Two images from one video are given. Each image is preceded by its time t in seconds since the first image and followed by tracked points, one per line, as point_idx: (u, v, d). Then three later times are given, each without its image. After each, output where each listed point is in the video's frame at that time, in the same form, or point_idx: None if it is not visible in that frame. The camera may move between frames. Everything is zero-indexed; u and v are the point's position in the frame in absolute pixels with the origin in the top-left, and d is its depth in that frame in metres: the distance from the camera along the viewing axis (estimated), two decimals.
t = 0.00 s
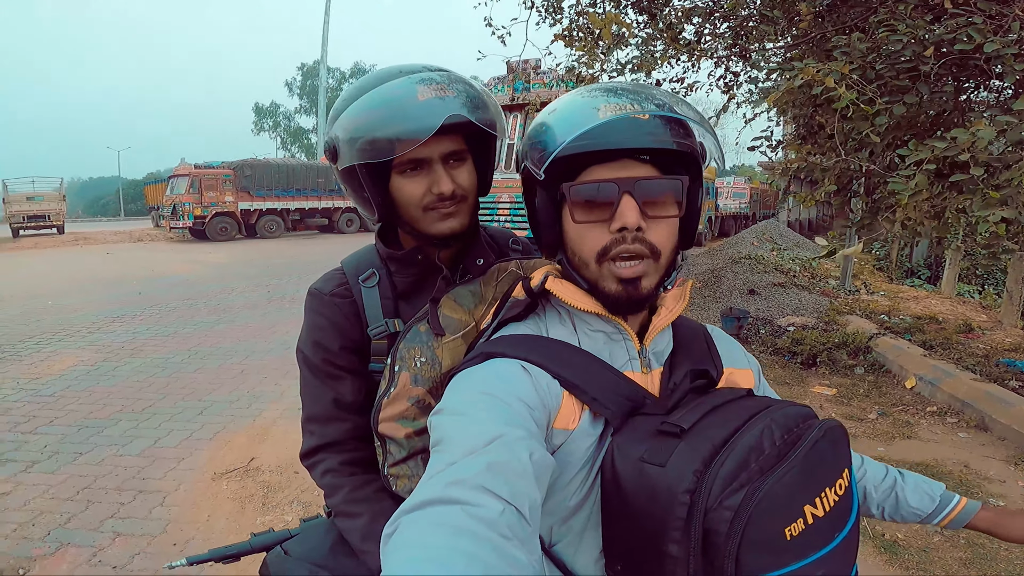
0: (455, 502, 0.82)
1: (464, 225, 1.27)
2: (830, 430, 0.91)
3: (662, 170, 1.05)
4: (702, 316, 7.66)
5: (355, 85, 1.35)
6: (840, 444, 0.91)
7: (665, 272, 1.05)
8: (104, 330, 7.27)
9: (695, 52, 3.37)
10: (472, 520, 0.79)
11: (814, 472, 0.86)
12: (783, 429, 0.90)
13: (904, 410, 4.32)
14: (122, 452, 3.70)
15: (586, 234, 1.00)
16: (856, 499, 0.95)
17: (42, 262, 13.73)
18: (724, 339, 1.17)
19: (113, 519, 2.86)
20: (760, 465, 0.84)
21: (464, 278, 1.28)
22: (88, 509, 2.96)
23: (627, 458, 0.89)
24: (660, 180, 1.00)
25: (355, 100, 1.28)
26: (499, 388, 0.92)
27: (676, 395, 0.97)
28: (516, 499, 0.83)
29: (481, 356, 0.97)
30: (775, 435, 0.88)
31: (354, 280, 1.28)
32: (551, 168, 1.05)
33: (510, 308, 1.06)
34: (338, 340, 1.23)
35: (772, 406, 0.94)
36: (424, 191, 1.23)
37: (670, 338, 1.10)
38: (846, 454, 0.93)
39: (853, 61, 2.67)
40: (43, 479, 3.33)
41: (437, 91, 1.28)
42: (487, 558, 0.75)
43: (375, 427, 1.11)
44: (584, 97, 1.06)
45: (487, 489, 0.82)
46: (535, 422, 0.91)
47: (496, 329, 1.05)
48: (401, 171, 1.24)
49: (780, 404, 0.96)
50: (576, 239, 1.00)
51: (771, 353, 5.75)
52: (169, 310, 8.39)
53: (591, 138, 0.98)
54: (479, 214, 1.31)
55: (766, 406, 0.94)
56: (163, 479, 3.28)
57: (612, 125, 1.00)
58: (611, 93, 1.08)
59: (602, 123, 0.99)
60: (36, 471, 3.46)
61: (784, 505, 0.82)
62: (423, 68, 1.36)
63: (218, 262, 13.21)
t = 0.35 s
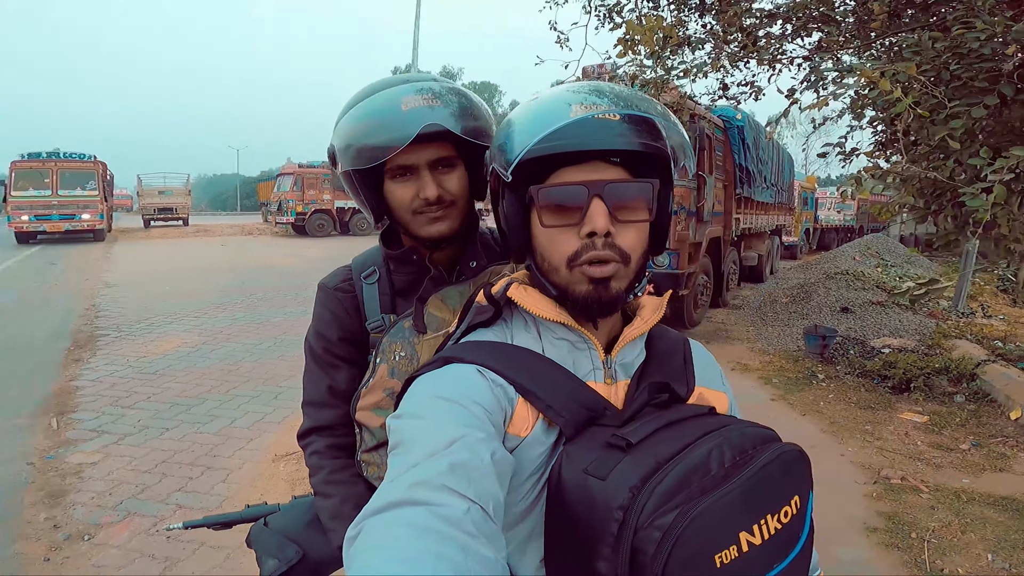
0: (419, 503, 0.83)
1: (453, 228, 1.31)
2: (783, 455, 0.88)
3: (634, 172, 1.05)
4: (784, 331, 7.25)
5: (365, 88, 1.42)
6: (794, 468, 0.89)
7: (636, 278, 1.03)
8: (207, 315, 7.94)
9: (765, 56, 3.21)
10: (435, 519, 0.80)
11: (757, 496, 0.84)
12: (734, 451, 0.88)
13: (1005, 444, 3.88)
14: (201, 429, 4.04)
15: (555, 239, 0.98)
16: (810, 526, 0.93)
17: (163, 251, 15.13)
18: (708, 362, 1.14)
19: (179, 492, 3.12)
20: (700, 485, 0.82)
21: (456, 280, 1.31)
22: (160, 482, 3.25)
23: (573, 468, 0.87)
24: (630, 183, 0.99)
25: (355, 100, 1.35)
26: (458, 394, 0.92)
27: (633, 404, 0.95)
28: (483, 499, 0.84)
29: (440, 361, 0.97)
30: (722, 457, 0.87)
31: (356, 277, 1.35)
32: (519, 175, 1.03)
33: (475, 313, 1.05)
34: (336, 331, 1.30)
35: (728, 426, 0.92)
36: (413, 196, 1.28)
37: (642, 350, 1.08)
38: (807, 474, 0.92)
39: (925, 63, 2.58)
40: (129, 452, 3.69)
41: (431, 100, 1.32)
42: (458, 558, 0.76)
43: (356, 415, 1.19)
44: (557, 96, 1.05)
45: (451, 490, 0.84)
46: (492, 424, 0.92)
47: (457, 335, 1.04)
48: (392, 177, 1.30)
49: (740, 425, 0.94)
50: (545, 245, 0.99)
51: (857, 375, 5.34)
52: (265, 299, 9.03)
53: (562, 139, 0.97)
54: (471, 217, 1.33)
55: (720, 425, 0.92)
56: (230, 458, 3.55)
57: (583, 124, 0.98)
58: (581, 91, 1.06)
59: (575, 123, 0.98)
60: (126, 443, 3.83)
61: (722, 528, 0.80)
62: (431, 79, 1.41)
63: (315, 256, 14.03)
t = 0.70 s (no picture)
0: (391, 497, 0.86)
1: (458, 232, 1.35)
2: (736, 480, 0.85)
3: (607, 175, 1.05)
4: (925, 356, 6.44)
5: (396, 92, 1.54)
6: (749, 494, 0.86)
7: (608, 281, 1.03)
8: (331, 311, 8.59)
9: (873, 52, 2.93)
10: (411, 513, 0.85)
11: (700, 521, 0.80)
12: (685, 470, 0.85)
13: None
14: (306, 416, 4.38)
15: (529, 240, 0.97)
16: (771, 554, 0.90)
17: (304, 252, 16.63)
18: (700, 369, 1.11)
19: (273, 472, 3.40)
20: (641, 503, 0.79)
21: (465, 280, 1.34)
22: (260, 462, 3.56)
23: (520, 476, 0.86)
24: (604, 187, 0.99)
25: (377, 102, 1.47)
26: (418, 398, 0.93)
27: (596, 413, 0.93)
28: (453, 490, 0.90)
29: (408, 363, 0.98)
30: (671, 475, 0.83)
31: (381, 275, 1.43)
32: (491, 173, 1.02)
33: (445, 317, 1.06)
34: (357, 324, 1.38)
35: (686, 444, 0.89)
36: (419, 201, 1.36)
37: (620, 355, 1.06)
38: (778, 498, 0.91)
39: None
40: (243, 431, 4.08)
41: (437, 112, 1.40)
42: (440, 550, 0.82)
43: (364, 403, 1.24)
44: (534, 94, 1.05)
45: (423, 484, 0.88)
46: (456, 423, 0.93)
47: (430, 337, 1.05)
48: (402, 184, 1.40)
49: (701, 442, 0.91)
50: (517, 245, 0.99)
51: (1009, 410, 4.61)
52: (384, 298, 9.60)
53: (538, 141, 0.96)
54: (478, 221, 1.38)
55: (677, 443, 0.88)
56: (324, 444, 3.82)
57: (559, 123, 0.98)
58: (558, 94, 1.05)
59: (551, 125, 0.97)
60: (242, 423, 4.26)
61: (658, 551, 0.77)
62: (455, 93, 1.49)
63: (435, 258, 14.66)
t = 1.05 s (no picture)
0: (390, 493, 0.89)
1: (458, 234, 1.63)
2: (726, 487, 0.82)
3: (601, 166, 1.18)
4: None
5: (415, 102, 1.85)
6: (741, 501, 0.84)
7: (607, 276, 1.12)
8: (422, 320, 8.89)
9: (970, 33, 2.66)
10: (410, 509, 0.88)
11: (683, 528, 0.78)
12: (674, 474, 0.81)
13: None
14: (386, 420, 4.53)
15: (529, 234, 1.09)
16: (769, 562, 0.87)
17: (400, 263, 17.29)
18: (710, 369, 1.13)
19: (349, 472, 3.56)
20: (621, 508, 0.77)
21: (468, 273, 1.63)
22: (337, 461, 3.73)
23: (505, 476, 0.85)
24: (599, 177, 1.11)
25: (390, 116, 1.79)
26: (418, 404, 0.99)
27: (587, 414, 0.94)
28: (450, 485, 0.93)
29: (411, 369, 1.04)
30: (658, 480, 0.80)
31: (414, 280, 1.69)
32: (488, 165, 1.17)
33: (447, 317, 1.14)
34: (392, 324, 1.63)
35: (677, 447, 0.85)
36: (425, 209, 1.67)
37: (622, 354, 1.11)
38: (778, 504, 0.89)
39: None
40: (327, 432, 4.29)
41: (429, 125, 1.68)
42: (439, 546, 0.86)
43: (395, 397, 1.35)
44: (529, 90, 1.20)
45: (422, 481, 0.91)
46: (452, 422, 0.99)
47: (434, 340, 1.13)
48: (412, 195, 1.72)
49: (695, 445, 0.88)
50: (516, 238, 1.10)
51: None
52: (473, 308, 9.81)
53: (530, 133, 1.11)
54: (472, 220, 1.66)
55: (668, 446, 0.85)
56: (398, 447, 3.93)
57: (551, 117, 1.12)
58: (549, 89, 1.20)
59: (541, 114, 1.12)
60: (327, 424, 4.48)
61: (635, 558, 0.74)
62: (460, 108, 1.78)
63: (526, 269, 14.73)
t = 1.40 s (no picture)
0: (398, 497, 0.89)
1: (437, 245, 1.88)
2: (736, 499, 0.80)
3: (614, 166, 1.17)
4: None
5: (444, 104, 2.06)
6: (751, 513, 0.81)
7: (620, 279, 1.13)
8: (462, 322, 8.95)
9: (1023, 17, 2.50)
10: (418, 512, 0.88)
11: (688, 540, 0.76)
12: (681, 485, 0.79)
13: None
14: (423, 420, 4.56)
15: (541, 234, 1.10)
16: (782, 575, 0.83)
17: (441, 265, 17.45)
18: (731, 373, 1.10)
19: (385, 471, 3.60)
20: (624, 519, 0.75)
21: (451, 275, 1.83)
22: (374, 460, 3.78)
23: (508, 482, 0.84)
24: (611, 179, 1.11)
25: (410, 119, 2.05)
26: (429, 410, 1.00)
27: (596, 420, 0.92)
28: (459, 489, 0.93)
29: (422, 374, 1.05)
30: (665, 490, 0.78)
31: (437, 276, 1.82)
32: (499, 164, 1.19)
33: (459, 319, 1.17)
34: (416, 317, 1.77)
35: (686, 456, 0.83)
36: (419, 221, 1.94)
37: (636, 357, 1.10)
38: (795, 517, 0.86)
39: None
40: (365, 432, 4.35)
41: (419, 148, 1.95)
42: (446, 549, 0.85)
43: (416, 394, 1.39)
44: (541, 86, 1.20)
45: (430, 484, 0.91)
46: (461, 427, 1.00)
47: (448, 342, 1.15)
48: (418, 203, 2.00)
49: (706, 454, 0.85)
50: (527, 239, 1.11)
51: None
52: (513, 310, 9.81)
53: (541, 132, 1.11)
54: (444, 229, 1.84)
55: (677, 455, 0.82)
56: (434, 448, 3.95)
57: (562, 116, 1.12)
58: (560, 87, 1.20)
59: (550, 114, 1.12)
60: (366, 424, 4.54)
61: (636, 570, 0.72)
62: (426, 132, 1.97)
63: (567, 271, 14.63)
